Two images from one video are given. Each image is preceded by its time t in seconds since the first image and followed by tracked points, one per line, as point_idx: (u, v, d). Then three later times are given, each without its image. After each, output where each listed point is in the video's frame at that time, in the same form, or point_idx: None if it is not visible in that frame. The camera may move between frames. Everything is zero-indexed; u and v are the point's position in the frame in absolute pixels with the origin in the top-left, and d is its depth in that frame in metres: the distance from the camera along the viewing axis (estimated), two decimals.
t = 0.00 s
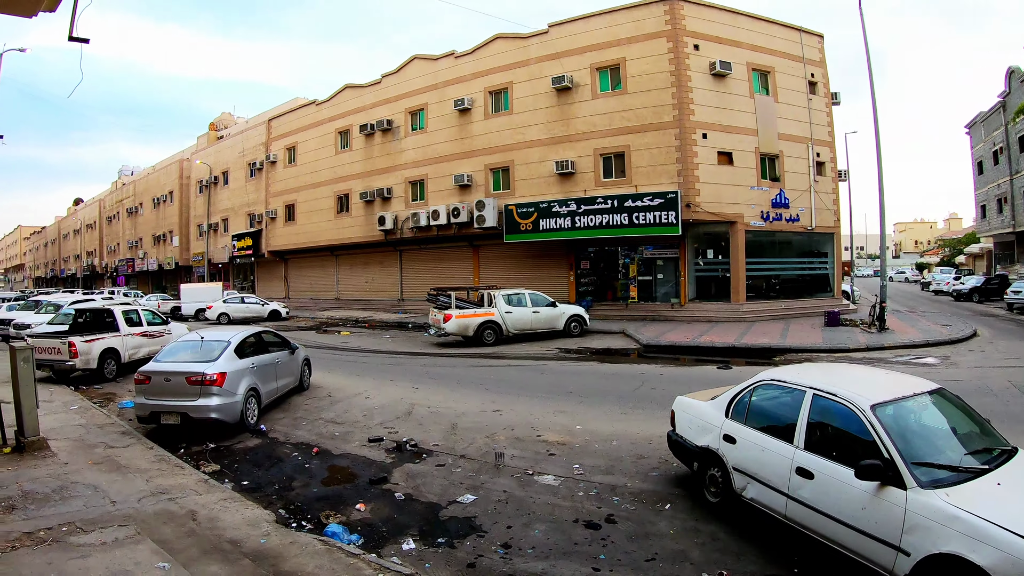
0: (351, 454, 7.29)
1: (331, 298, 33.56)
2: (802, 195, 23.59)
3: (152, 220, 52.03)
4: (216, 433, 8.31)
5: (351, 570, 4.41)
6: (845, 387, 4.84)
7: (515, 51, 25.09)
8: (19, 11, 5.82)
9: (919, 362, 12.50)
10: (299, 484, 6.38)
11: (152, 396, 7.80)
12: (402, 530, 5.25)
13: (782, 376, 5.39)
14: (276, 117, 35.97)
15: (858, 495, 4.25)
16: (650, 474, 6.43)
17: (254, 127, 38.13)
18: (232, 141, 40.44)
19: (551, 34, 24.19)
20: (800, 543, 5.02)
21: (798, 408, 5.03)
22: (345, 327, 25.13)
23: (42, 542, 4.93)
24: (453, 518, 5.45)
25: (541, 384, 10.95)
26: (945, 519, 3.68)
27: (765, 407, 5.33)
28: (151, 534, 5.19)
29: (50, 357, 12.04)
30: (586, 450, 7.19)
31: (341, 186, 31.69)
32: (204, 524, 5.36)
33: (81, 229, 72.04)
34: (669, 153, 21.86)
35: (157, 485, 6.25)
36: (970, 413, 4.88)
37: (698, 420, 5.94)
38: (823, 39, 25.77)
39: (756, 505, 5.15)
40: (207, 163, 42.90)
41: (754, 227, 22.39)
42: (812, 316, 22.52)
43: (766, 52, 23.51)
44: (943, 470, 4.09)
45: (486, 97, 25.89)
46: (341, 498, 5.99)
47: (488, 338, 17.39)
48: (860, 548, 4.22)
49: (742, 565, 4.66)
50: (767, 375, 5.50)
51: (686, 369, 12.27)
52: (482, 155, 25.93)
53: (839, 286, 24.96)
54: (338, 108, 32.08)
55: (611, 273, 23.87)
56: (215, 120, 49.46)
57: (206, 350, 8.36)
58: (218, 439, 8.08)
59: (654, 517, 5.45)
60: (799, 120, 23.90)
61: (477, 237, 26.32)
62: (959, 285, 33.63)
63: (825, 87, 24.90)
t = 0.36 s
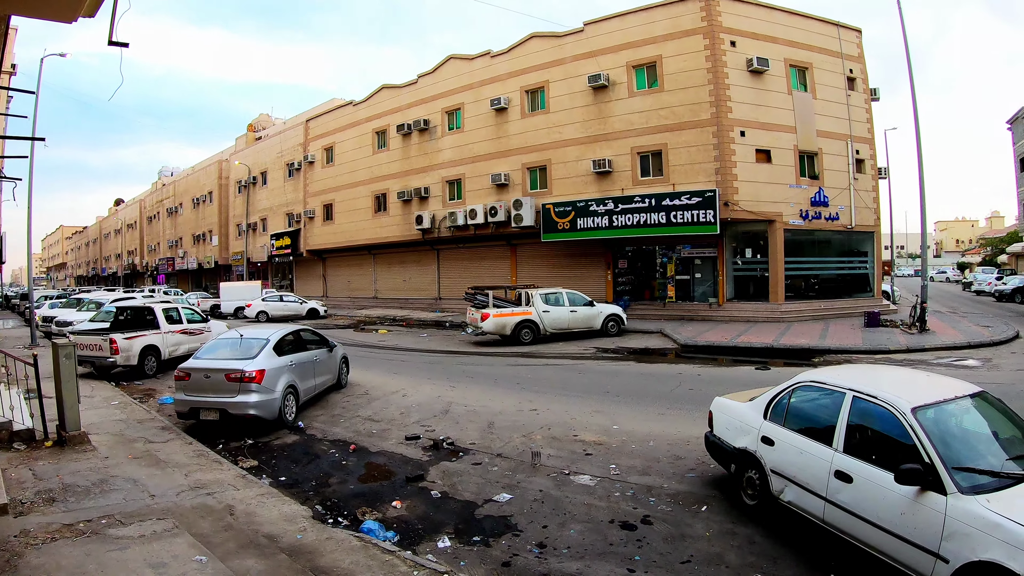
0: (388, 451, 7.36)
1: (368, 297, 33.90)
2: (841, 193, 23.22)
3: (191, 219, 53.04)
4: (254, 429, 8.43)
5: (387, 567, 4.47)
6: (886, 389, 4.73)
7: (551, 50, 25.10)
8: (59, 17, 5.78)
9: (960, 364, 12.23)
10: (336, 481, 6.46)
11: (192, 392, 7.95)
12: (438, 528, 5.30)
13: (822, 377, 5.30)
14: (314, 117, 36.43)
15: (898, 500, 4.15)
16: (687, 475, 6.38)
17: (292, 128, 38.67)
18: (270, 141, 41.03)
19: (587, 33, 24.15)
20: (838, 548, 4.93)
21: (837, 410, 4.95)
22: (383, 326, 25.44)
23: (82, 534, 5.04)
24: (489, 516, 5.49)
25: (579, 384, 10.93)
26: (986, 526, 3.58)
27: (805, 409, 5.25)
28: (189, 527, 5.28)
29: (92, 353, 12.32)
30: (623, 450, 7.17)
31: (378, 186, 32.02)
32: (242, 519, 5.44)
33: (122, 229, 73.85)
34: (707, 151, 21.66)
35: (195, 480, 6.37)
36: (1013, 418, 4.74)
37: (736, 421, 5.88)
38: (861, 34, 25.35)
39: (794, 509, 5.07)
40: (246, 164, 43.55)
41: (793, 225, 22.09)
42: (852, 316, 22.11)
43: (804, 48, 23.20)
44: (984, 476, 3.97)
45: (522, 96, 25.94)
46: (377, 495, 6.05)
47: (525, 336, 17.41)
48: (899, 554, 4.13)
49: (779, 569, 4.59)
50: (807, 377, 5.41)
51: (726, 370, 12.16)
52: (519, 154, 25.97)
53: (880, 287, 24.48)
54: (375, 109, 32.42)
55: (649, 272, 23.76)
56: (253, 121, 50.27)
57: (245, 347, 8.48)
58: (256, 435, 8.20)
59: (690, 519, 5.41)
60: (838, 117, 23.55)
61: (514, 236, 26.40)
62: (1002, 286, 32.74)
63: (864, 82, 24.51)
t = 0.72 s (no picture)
0: (421, 447, 7.42)
1: (402, 294, 34.12)
2: (877, 189, 22.81)
3: (226, 217, 53.89)
4: (288, 425, 8.55)
5: (419, 563, 4.52)
6: (922, 390, 4.62)
7: (582, 46, 25.06)
8: (97, 20, 5.85)
9: (1000, 365, 11.97)
10: (369, 476, 6.53)
11: (226, 388, 8.08)
12: (470, 524, 5.33)
13: (858, 377, 5.21)
14: (347, 116, 36.83)
15: (933, 504, 4.05)
16: (719, 475, 6.31)
17: (325, 126, 39.08)
18: (304, 140, 41.53)
19: (619, 29, 24.03)
20: (872, 552, 4.82)
21: (872, 411, 4.85)
22: (417, 322, 25.65)
23: (119, 526, 5.14)
24: (520, 513, 5.50)
25: (612, 382, 10.89)
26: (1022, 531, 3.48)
27: (839, 410, 5.17)
28: (223, 520, 5.35)
29: (128, 349, 12.58)
30: (655, 448, 7.13)
31: (411, 183, 32.23)
32: (275, 513, 5.52)
33: (158, 227, 75.30)
34: (741, 147, 21.40)
35: (229, 474, 6.46)
36: None
37: (769, 421, 5.81)
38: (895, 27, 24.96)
39: (827, 510, 4.98)
40: (280, 162, 44.08)
41: (828, 223, 21.78)
42: (887, 315, 21.69)
43: (838, 42, 22.88)
44: (1022, 481, 3.85)
45: (555, 93, 25.95)
46: (409, 491, 6.11)
47: (558, 334, 17.41)
48: (933, 560, 4.02)
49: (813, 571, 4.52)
50: (843, 377, 5.33)
51: (759, 369, 12.04)
52: (552, 151, 25.94)
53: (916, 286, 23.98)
54: (408, 107, 32.64)
55: (682, 270, 23.56)
56: (287, 121, 50.97)
57: (280, 344, 8.60)
58: (290, 430, 8.32)
59: (722, 519, 5.36)
60: (873, 112, 23.19)
61: (548, 234, 26.42)
62: None
63: (899, 76, 24.14)
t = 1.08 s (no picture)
0: (449, 445, 7.46)
1: (431, 293, 34.26)
2: (909, 189, 22.44)
3: (257, 216, 54.60)
4: (317, 421, 8.64)
5: (447, 560, 4.55)
6: (956, 394, 4.52)
7: (611, 45, 25.02)
8: (130, 23, 5.97)
9: None
10: (397, 474, 6.59)
11: (256, 383, 8.19)
12: (498, 523, 5.35)
13: (890, 380, 5.12)
14: (377, 115, 37.16)
15: (963, 510, 3.95)
16: (747, 477, 6.26)
17: (356, 126, 39.43)
18: (334, 139, 41.97)
19: (648, 27, 23.92)
20: (902, 559, 4.71)
21: (904, 414, 4.76)
22: (446, 321, 25.77)
23: (148, 519, 5.24)
24: (547, 513, 5.50)
25: (641, 382, 10.85)
26: None
27: (870, 413, 5.09)
28: (252, 515, 5.43)
29: (161, 345, 12.82)
30: (684, 450, 7.08)
31: (442, 182, 32.39)
32: (303, 508, 5.58)
33: (189, 225, 76.55)
34: (772, 146, 21.17)
35: (259, 469, 6.55)
36: None
37: (799, 423, 5.74)
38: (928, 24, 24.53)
39: (856, 515, 4.90)
40: (311, 161, 44.55)
41: (860, 223, 21.43)
42: (919, 318, 21.26)
43: (870, 39, 22.55)
44: None
45: (584, 92, 25.91)
46: (437, 488, 6.15)
47: (587, 333, 17.39)
48: (963, 568, 3.92)
49: None
50: (873, 380, 5.25)
51: (790, 370, 11.91)
52: (582, 150, 25.89)
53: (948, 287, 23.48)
54: (438, 106, 32.84)
55: (713, 270, 23.25)
56: (317, 120, 51.59)
57: (311, 340, 8.69)
58: (319, 427, 8.41)
59: (750, 522, 5.31)
60: (906, 110, 22.79)
61: (578, 233, 26.36)
62: None
63: (932, 74, 23.71)
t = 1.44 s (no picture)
0: (470, 442, 7.49)
1: (453, 289, 34.32)
2: (935, 189, 22.13)
3: (281, 211, 55.10)
4: (338, 416, 8.71)
5: (466, 556, 4.58)
6: (981, 397, 4.44)
7: (635, 43, 24.95)
8: (155, 20, 6.06)
9: None
10: (417, 469, 6.64)
11: (278, 377, 8.28)
12: (517, 520, 5.38)
13: (915, 383, 5.05)
14: (401, 112, 37.35)
15: (985, 516, 3.89)
16: (769, 479, 6.21)
17: (379, 123, 39.66)
18: (358, 136, 42.25)
19: (672, 25, 23.79)
20: (925, 564, 4.63)
21: (927, 418, 4.70)
22: (468, 317, 25.87)
23: (170, 510, 5.31)
24: (567, 511, 5.52)
25: (663, 381, 10.83)
26: None
27: (893, 416, 5.03)
28: (273, 507, 5.49)
29: (185, 338, 13.06)
30: (705, 450, 7.04)
31: (465, 179, 32.44)
32: (324, 501, 5.64)
33: (213, 220, 77.47)
34: (797, 145, 20.95)
35: (280, 462, 6.62)
36: None
37: (822, 425, 5.69)
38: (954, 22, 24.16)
39: (878, 519, 4.83)
40: (335, 157, 44.88)
41: (885, 224, 21.16)
42: (944, 320, 20.92)
43: (896, 37, 22.25)
44: None
45: (607, 90, 25.82)
46: (457, 484, 6.19)
47: (609, 332, 17.37)
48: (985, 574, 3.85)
49: None
50: (898, 382, 5.18)
51: (813, 371, 11.81)
52: (605, 148, 25.81)
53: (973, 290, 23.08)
54: (461, 103, 32.93)
55: (736, 270, 23.13)
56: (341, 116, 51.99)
57: (333, 336, 8.77)
58: (341, 421, 8.48)
59: (771, 523, 5.27)
60: (931, 110, 22.47)
61: (601, 231, 26.27)
62: None
63: (958, 73, 23.37)
